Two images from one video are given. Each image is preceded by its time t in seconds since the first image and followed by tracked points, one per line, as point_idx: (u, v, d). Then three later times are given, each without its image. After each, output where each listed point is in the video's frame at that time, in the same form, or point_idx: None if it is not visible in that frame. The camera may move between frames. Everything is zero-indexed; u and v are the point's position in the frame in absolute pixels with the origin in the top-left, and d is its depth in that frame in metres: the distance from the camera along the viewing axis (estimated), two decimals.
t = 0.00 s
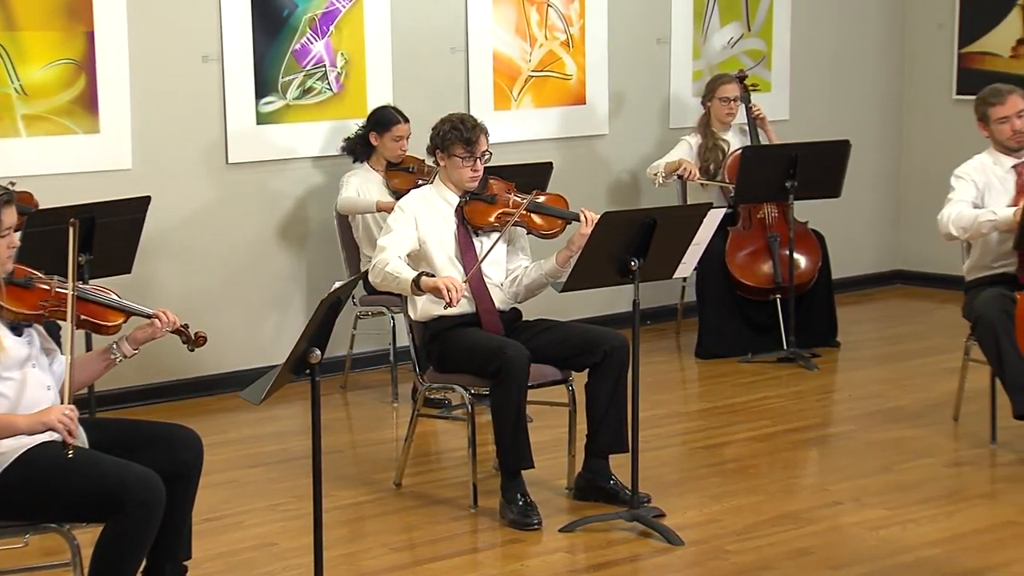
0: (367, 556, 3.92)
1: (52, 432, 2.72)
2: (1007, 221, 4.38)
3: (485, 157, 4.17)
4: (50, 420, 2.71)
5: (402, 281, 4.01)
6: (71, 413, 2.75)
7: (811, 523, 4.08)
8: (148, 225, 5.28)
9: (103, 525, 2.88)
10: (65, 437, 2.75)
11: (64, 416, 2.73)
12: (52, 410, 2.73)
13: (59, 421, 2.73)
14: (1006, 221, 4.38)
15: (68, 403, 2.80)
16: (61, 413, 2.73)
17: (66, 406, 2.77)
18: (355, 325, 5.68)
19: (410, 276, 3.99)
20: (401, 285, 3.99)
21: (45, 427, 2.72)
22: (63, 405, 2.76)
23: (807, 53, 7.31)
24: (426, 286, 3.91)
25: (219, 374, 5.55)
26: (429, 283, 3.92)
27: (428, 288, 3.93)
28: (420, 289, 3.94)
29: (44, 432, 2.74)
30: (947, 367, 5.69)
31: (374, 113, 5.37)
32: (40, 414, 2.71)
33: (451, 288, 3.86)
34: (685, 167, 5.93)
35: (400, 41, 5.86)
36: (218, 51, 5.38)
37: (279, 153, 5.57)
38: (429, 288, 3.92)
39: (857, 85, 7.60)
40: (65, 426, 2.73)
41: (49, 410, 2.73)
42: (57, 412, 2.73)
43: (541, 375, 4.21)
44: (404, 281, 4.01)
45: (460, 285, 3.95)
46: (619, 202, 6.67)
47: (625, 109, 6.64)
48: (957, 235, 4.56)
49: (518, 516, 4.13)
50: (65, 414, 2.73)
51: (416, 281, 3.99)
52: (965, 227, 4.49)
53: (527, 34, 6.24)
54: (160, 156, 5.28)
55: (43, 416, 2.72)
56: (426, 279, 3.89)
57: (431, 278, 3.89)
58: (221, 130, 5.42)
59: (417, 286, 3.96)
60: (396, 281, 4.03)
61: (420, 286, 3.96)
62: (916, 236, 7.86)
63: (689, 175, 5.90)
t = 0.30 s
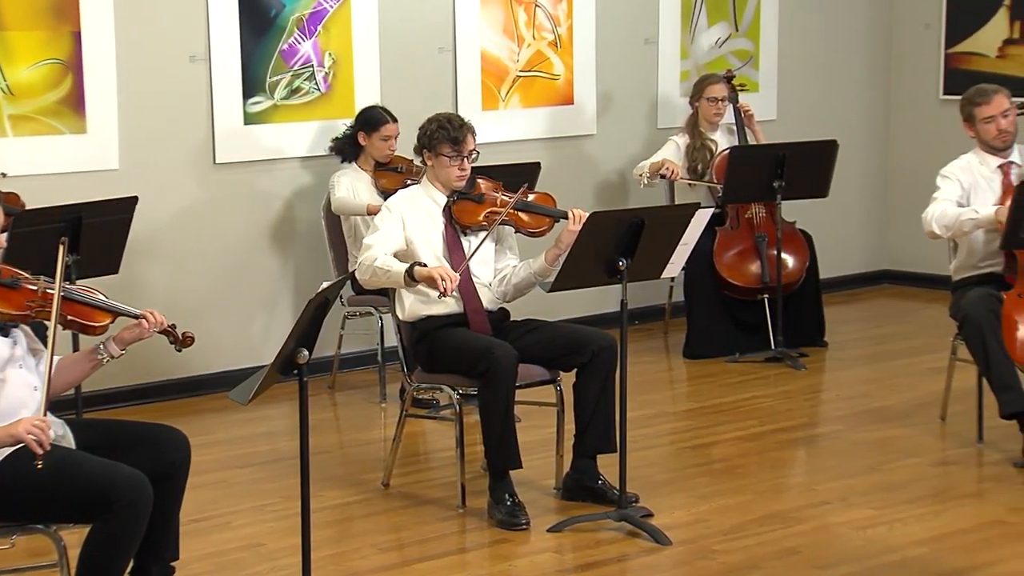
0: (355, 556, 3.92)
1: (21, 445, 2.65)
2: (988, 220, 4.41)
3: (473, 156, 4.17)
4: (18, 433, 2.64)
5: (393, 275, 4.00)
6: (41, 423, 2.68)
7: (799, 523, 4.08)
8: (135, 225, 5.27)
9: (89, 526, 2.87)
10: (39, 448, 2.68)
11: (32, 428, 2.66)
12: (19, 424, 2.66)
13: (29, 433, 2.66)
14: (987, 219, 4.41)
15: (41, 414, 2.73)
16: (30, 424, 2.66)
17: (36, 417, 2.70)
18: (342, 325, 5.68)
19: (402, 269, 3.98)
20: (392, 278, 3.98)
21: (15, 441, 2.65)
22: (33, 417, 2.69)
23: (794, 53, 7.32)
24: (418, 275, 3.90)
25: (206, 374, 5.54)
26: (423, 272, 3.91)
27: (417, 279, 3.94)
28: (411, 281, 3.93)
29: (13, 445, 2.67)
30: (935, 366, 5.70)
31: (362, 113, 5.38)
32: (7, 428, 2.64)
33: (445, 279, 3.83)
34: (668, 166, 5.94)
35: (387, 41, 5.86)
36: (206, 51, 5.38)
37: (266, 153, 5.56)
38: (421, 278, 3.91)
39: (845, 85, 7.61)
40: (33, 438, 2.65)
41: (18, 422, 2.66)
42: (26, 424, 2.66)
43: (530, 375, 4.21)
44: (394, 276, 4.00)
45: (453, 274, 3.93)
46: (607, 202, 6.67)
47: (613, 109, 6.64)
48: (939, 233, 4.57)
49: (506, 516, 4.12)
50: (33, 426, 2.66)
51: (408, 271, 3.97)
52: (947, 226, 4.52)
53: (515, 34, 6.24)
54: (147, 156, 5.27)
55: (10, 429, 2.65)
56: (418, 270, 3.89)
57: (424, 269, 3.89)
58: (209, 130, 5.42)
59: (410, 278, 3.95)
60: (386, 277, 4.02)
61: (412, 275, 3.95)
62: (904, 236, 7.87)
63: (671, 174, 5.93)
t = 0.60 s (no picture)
0: (344, 556, 3.92)
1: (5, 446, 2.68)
2: (962, 217, 4.45)
3: (461, 155, 4.15)
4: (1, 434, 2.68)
5: (390, 265, 4.01)
6: (24, 424, 2.71)
7: (786, 522, 4.08)
8: (122, 225, 5.26)
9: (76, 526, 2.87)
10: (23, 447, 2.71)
11: (16, 429, 2.69)
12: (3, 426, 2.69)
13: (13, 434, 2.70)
14: (962, 216, 4.44)
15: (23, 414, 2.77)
16: (13, 426, 2.70)
17: (18, 419, 2.73)
18: (331, 325, 5.67)
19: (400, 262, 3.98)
20: (390, 268, 3.99)
21: None
22: (15, 418, 2.72)
23: (782, 52, 7.33)
24: (418, 262, 3.89)
25: (195, 374, 5.54)
26: (423, 260, 3.90)
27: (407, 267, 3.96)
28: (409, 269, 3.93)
29: None
30: (922, 366, 5.71)
31: (350, 113, 5.38)
32: None
33: (446, 266, 3.82)
34: (652, 167, 5.97)
35: (375, 41, 5.86)
36: (193, 51, 5.37)
37: (254, 153, 5.56)
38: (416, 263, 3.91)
39: (833, 85, 7.63)
40: (17, 439, 2.69)
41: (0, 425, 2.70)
42: (8, 425, 2.70)
43: (518, 376, 4.21)
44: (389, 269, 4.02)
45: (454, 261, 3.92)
46: (595, 202, 6.68)
47: (601, 109, 6.64)
48: (918, 231, 4.61)
49: (495, 516, 4.12)
50: (16, 427, 2.70)
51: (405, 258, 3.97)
52: (924, 223, 4.55)
53: (503, 34, 6.24)
54: (135, 156, 5.26)
55: None
56: (415, 256, 3.90)
57: (422, 256, 3.89)
58: (197, 130, 5.41)
59: (409, 264, 3.95)
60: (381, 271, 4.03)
61: (411, 263, 3.94)
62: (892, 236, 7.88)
63: (655, 174, 5.95)
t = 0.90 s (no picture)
0: (333, 556, 3.91)
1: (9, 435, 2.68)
2: (935, 215, 4.46)
3: (450, 156, 4.15)
4: (6, 423, 2.68)
5: (390, 256, 4.01)
6: (27, 414, 2.71)
7: (774, 522, 4.09)
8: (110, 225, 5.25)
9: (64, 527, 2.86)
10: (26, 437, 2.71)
11: (20, 419, 2.69)
12: (8, 414, 2.69)
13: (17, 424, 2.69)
14: (935, 215, 4.46)
15: (26, 407, 2.77)
16: (17, 416, 2.69)
17: (21, 409, 2.73)
18: (319, 326, 5.67)
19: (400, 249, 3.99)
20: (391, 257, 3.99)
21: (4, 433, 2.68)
22: (20, 408, 2.72)
23: (770, 52, 7.34)
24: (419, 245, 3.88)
25: (182, 374, 5.53)
26: (424, 243, 3.88)
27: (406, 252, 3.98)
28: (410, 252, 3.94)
29: None
30: (910, 366, 5.72)
31: (338, 113, 5.38)
32: None
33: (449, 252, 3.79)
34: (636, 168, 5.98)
35: (363, 41, 5.86)
36: (181, 52, 5.36)
37: (242, 153, 5.55)
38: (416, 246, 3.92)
39: (821, 86, 7.64)
40: (22, 429, 2.69)
41: (4, 415, 2.69)
42: (13, 415, 2.70)
43: (506, 376, 4.20)
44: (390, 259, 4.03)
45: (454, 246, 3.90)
46: (583, 202, 6.68)
47: (589, 109, 6.65)
48: (896, 229, 4.62)
49: (483, 516, 4.12)
50: (21, 417, 2.70)
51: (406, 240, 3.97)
52: (900, 221, 4.57)
53: (491, 34, 6.24)
54: (123, 156, 5.25)
55: None
56: (418, 240, 3.88)
57: (422, 239, 3.88)
58: (184, 130, 5.41)
59: (409, 248, 3.96)
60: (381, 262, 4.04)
61: (411, 247, 3.94)
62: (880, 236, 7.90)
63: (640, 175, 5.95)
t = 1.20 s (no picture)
0: (322, 556, 3.91)
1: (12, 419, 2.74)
2: (909, 214, 4.49)
3: (438, 156, 4.14)
4: (9, 407, 2.74)
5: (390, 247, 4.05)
6: (30, 398, 2.78)
7: (763, 522, 4.09)
8: (98, 225, 5.24)
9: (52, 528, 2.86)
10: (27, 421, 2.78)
11: (24, 403, 2.76)
12: (11, 398, 2.75)
13: (21, 407, 2.76)
14: (908, 213, 4.49)
15: (27, 392, 2.84)
16: (21, 400, 2.76)
17: (24, 393, 2.80)
18: (308, 326, 5.67)
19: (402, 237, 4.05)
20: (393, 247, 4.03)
21: (7, 415, 2.74)
22: (23, 393, 2.78)
23: (759, 51, 7.35)
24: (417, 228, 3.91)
25: (171, 374, 5.52)
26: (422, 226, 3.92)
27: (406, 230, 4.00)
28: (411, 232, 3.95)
29: (3, 419, 2.76)
30: (898, 366, 5.73)
31: (326, 113, 5.37)
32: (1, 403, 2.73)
33: (446, 235, 3.85)
34: (620, 168, 5.99)
35: (352, 41, 5.85)
36: (169, 52, 5.36)
37: (230, 154, 5.55)
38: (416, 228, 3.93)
39: (810, 86, 7.65)
40: (26, 412, 2.76)
41: (8, 398, 2.75)
42: (17, 399, 2.76)
43: (495, 376, 4.20)
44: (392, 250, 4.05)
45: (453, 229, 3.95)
46: (572, 203, 6.68)
47: (578, 109, 6.65)
48: (876, 227, 4.65)
49: (472, 516, 4.12)
50: (25, 401, 2.76)
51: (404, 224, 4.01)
52: (878, 218, 4.61)
53: (480, 35, 6.24)
54: (112, 156, 5.25)
55: (3, 404, 2.74)
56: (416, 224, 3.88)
57: (422, 221, 3.89)
58: (173, 130, 5.40)
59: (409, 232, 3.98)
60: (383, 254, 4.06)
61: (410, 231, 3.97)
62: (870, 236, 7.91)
63: (624, 174, 5.98)
